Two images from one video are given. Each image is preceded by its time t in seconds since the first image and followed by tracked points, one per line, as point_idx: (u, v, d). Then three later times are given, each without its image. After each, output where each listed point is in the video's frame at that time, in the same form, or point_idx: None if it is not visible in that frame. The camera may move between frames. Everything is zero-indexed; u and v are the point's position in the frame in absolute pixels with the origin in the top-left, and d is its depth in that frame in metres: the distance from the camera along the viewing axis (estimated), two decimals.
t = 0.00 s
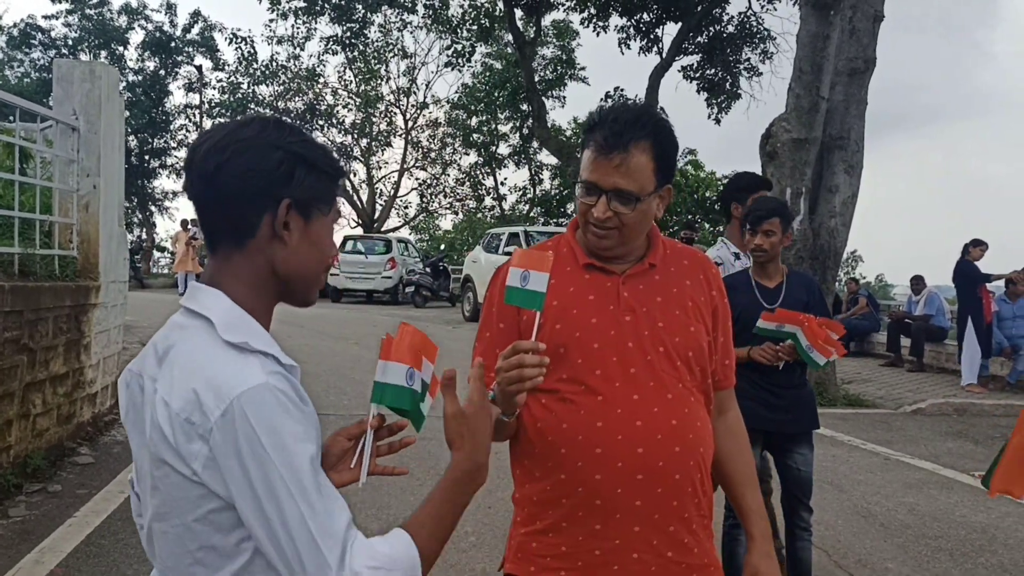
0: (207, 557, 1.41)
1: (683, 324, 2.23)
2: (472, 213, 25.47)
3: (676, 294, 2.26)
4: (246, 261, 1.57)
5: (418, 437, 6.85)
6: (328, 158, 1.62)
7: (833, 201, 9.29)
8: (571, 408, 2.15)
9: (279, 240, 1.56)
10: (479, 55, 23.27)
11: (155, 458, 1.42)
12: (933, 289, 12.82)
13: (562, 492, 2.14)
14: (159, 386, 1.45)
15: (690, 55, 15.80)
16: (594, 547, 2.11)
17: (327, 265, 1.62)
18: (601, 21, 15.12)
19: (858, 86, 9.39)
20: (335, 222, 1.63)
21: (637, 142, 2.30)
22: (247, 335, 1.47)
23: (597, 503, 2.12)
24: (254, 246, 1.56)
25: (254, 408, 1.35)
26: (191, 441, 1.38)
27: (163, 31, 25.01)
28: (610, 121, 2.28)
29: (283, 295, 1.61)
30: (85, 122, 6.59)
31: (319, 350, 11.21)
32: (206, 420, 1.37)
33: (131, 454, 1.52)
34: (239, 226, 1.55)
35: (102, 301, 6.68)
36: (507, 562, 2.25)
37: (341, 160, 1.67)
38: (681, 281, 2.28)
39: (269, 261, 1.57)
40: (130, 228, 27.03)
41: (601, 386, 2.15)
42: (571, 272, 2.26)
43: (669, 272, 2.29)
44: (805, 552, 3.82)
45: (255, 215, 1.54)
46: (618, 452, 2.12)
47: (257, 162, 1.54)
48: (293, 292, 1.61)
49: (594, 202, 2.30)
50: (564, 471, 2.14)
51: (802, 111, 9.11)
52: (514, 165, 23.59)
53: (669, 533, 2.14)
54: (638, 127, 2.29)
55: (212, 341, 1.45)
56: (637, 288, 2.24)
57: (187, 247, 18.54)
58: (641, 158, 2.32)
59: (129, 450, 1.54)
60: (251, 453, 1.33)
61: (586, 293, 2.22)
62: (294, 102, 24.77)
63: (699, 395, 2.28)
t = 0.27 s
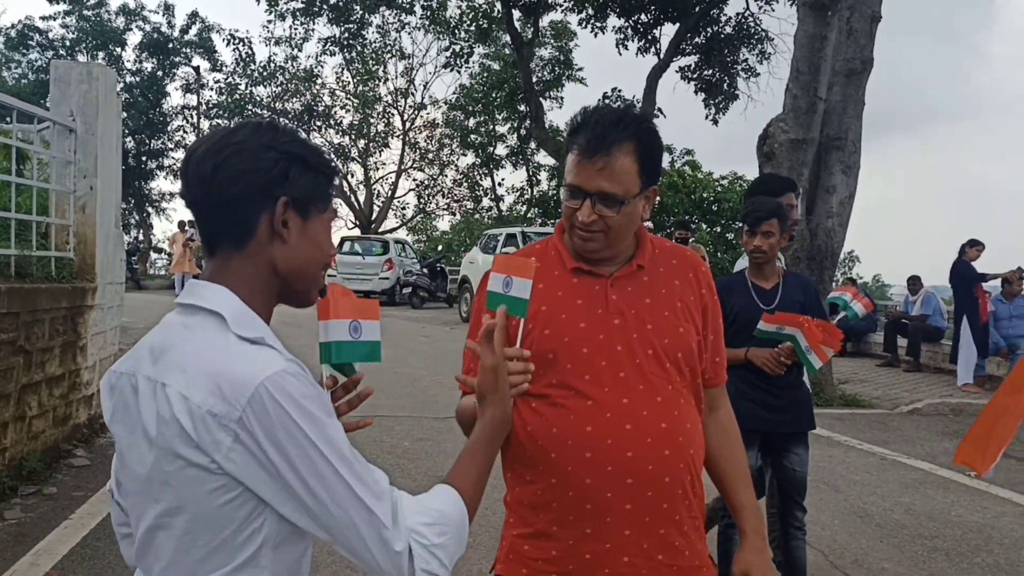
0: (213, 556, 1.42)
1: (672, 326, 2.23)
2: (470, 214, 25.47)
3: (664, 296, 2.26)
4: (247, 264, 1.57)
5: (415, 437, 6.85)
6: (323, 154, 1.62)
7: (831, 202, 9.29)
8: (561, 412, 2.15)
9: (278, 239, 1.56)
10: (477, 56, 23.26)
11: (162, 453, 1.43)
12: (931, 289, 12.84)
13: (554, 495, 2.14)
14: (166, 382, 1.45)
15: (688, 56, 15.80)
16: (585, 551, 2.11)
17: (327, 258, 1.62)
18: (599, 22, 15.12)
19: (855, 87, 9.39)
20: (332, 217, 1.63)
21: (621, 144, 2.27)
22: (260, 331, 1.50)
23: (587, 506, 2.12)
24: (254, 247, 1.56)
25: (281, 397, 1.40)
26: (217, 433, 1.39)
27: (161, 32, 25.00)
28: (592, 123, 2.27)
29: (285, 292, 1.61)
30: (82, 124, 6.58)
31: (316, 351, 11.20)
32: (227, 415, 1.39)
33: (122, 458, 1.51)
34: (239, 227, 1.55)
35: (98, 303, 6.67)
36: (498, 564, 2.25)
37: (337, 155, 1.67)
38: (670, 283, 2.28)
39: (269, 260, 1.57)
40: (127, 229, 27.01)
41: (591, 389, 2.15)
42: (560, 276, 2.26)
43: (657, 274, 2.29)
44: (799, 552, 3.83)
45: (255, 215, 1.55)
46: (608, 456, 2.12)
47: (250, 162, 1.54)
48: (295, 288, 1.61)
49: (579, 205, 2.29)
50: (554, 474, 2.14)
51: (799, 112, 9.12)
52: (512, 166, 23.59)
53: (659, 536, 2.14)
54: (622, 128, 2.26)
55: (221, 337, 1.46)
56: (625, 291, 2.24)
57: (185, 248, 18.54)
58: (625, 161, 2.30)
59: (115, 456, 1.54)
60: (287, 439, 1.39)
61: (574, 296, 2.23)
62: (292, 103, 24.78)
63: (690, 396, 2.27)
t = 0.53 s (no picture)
0: (240, 550, 1.41)
1: (663, 325, 2.23)
2: (466, 214, 25.47)
3: (655, 295, 2.25)
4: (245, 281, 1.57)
5: (411, 437, 6.85)
6: (294, 153, 1.58)
7: (827, 202, 9.29)
8: (555, 411, 2.16)
9: (264, 249, 1.57)
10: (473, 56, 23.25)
11: (193, 445, 1.42)
12: (926, 289, 12.87)
13: (549, 495, 2.15)
14: (197, 377, 1.45)
15: (684, 56, 15.82)
16: (580, 552, 2.11)
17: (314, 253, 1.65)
18: (595, 22, 15.13)
19: (851, 87, 9.37)
20: (312, 215, 1.63)
21: (605, 143, 2.29)
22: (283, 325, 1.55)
23: (582, 506, 2.12)
24: (244, 261, 1.56)
25: (321, 393, 1.40)
26: (253, 426, 1.39)
27: (156, 31, 24.96)
28: (577, 125, 2.28)
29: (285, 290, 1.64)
30: (77, 123, 6.56)
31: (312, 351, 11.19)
32: (268, 407, 1.39)
33: (132, 458, 1.49)
34: (225, 245, 1.55)
35: (94, 303, 6.66)
36: (492, 564, 2.26)
37: (306, 147, 1.63)
38: (659, 282, 2.28)
39: (262, 270, 1.58)
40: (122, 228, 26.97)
41: (584, 388, 2.15)
42: (551, 277, 2.27)
43: (647, 272, 2.29)
44: (795, 551, 3.83)
45: (238, 233, 1.54)
46: (601, 456, 2.12)
47: (220, 180, 1.50)
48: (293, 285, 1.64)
49: (566, 205, 2.30)
50: (549, 474, 2.15)
51: (795, 112, 9.13)
52: (508, 166, 23.59)
53: (654, 535, 2.13)
54: (605, 128, 2.28)
55: (259, 333, 1.50)
56: (615, 290, 2.24)
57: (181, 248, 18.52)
58: (610, 160, 2.31)
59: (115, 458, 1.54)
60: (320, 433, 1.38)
61: (565, 297, 2.23)
62: (287, 103, 24.76)
63: (683, 393, 2.27)
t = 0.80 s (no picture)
0: (231, 560, 1.39)
1: (659, 325, 2.24)
2: (459, 214, 25.48)
3: (650, 295, 2.27)
4: (249, 282, 1.57)
5: (405, 438, 6.86)
6: (298, 154, 1.60)
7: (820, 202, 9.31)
8: (550, 411, 2.15)
9: (264, 251, 1.57)
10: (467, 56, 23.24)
11: (177, 458, 1.41)
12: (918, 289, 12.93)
13: (543, 494, 2.15)
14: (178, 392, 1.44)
15: (677, 56, 15.85)
16: (574, 551, 2.11)
17: (314, 257, 1.65)
18: (588, 22, 15.14)
19: (843, 87, 9.34)
20: (314, 216, 1.64)
21: (603, 140, 2.32)
22: (276, 336, 1.50)
23: (576, 505, 2.13)
24: (247, 263, 1.57)
25: (284, 413, 1.35)
26: (218, 442, 1.37)
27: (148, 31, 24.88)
28: (575, 120, 2.31)
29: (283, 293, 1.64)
30: (70, 124, 6.54)
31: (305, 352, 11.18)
32: (231, 419, 1.37)
33: (135, 463, 1.51)
34: (225, 246, 1.55)
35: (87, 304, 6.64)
36: (488, 564, 2.26)
37: (310, 150, 1.65)
38: (656, 282, 2.29)
39: (263, 272, 1.58)
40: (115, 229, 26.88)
41: (578, 387, 2.15)
42: (547, 276, 2.27)
43: (644, 272, 2.30)
44: (788, 552, 3.85)
45: (239, 231, 1.54)
46: (597, 454, 2.12)
47: (223, 178, 1.50)
48: (291, 289, 1.64)
49: (563, 200, 2.31)
50: (543, 473, 2.15)
51: (788, 112, 9.17)
52: (501, 166, 23.59)
53: (649, 534, 2.14)
54: (602, 124, 2.31)
55: (234, 343, 1.46)
56: (612, 290, 2.25)
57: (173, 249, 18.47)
58: (609, 156, 2.33)
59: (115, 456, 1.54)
60: (275, 454, 1.33)
61: (561, 296, 2.23)
62: (280, 103, 24.73)
63: (677, 393, 2.28)
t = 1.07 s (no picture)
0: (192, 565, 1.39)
1: (658, 324, 2.24)
2: (451, 214, 25.47)
3: (651, 295, 2.26)
4: (247, 279, 1.57)
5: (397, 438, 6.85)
6: (304, 153, 1.61)
7: (811, 201, 9.32)
8: (548, 407, 2.14)
9: (267, 249, 1.56)
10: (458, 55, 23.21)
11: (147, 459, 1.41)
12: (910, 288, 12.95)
13: (538, 490, 2.14)
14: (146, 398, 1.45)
15: (669, 56, 15.86)
16: (569, 547, 2.11)
17: (320, 259, 1.64)
18: (580, 22, 15.15)
19: (835, 88, 9.21)
20: (319, 216, 1.64)
21: (614, 138, 2.31)
22: (238, 344, 1.46)
23: (572, 502, 2.12)
24: (247, 259, 1.56)
25: (217, 426, 1.32)
26: (160, 446, 1.38)
27: (138, 30, 24.76)
28: (587, 116, 2.29)
29: (287, 291, 1.63)
30: (59, 123, 6.50)
31: (296, 352, 11.15)
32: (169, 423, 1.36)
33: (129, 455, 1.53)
34: (225, 242, 1.54)
35: (77, 304, 6.60)
36: (483, 562, 2.25)
37: (318, 152, 1.66)
38: (657, 283, 2.29)
39: (265, 269, 1.58)
40: (104, 229, 26.76)
41: (577, 383, 2.15)
42: (548, 272, 2.26)
43: (645, 271, 2.30)
44: (782, 551, 3.84)
45: (241, 227, 1.53)
46: (593, 451, 2.12)
47: (227, 173, 1.50)
48: (292, 288, 1.62)
49: (571, 195, 2.31)
50: (540, 468, 2.14)
51: (779, 112, 9.19)
52: (493, 166, 23.58)
53: (644, 531, 2.14)
54: (614, 122, 2.30)
55: (202, 347, 1.45)
56: (613, 289, 2.24)
57: (163, 249, 18.39)
58: (618, 153, 2.33)
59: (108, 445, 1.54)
60: (198, 467, 1.31)
61: (561, 292, 2.22)
62: (271, 102, 24.66)
63: (675, 393, 2.29)
